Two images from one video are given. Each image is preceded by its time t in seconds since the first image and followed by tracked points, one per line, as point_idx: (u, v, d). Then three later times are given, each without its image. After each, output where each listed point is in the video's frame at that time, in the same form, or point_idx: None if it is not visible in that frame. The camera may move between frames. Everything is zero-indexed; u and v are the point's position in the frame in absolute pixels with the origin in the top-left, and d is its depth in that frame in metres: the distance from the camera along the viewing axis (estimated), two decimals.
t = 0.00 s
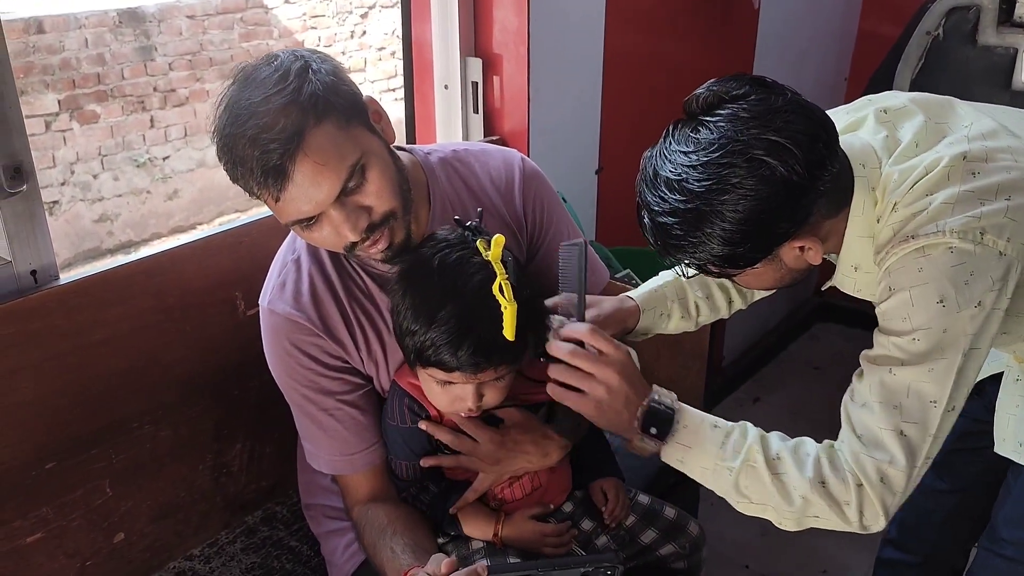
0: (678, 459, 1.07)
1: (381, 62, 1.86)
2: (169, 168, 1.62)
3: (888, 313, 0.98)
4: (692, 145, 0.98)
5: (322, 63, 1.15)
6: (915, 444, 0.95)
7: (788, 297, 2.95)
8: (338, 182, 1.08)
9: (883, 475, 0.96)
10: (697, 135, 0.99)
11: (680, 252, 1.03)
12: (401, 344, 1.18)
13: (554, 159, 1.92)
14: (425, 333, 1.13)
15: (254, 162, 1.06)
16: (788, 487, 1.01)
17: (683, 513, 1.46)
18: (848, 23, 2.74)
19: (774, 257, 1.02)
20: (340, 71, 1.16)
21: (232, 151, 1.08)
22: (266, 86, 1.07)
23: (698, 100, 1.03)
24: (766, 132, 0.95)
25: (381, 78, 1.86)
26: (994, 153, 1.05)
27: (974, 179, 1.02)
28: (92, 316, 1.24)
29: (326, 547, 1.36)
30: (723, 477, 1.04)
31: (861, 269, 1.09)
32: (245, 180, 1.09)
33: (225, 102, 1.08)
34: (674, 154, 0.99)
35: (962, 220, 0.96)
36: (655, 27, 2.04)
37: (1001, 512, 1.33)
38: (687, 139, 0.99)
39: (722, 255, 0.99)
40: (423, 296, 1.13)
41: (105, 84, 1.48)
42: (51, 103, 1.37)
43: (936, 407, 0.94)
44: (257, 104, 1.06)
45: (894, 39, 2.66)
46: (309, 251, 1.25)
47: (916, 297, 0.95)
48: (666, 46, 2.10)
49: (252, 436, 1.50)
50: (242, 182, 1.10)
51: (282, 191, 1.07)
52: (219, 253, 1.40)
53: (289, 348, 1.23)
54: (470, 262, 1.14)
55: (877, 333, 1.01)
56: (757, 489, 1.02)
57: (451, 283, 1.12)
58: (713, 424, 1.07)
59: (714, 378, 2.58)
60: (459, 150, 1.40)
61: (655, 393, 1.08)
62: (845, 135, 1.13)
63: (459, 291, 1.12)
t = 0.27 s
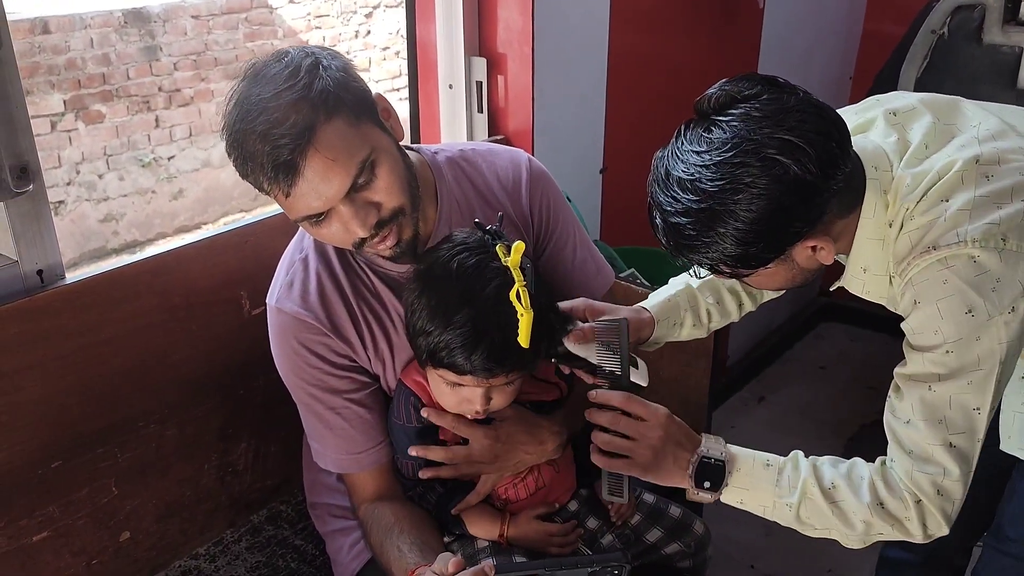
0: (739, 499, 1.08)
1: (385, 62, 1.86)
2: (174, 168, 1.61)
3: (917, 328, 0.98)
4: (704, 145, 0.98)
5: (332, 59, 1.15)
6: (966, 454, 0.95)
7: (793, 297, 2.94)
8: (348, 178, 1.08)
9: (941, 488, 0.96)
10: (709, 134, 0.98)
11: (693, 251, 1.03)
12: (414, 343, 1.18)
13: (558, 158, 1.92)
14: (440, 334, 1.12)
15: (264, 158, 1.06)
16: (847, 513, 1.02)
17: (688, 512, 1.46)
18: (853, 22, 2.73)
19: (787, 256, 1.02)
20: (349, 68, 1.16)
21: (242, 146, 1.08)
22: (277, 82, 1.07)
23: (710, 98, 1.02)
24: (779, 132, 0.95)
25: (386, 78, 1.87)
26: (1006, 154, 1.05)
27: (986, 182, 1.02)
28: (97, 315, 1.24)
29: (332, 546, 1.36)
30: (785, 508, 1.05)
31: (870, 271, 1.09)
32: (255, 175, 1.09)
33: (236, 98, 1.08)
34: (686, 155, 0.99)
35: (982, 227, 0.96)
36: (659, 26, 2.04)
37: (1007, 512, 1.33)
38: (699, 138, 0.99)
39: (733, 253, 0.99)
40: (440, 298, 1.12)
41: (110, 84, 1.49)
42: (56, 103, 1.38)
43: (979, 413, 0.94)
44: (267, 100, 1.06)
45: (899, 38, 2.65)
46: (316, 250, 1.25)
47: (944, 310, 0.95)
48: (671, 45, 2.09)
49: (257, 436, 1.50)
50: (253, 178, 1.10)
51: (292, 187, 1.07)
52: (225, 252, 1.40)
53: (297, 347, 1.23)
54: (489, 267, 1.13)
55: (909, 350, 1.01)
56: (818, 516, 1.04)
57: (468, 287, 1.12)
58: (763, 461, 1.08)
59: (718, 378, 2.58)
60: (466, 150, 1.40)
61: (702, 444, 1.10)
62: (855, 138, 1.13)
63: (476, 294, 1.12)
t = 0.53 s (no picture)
0: (734, 469, 1.08)
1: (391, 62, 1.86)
2: (181, 170, 1.65)
3: (926, 306, 0.97)
4: (717, 120, 0.98)
5: (338, 60, 1.15)
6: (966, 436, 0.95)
7: (800, 295, 2.94)
8: (355, 179, 1.08)
9: (937, 470, 0.96)
10: (721, 109, 0.98)
11: (705, 227, 1.03)
12: (427, 342, 1.17)
13: (564, 157, 1.92)
14: (456, 333, 1.11)
15: (271, 157, 1.06)
16: (841, 486, 1.01)
17: (695, 512, 1.45)
18: (859, 19, 2.72)
19: (798, 234, 1.02)
20: (356, 68, 1.16)
21: (248, 146, 1.07)
22: (283, 83, 1.07)
23: (723, 75, 1.02)
24: (791, 106, 0.94)
25: (391, 79, 1.86)
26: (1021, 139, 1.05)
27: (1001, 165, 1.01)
28: (103, 316, 1.24)
29: (339, 546, 1.36)
30: (779, 480, 1.05)
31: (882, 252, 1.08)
32: (262, 176, 1.09)
33: (243, 98, 1.08)
34: (699, 130, 0.99)
35: (997, 207, 0.96)
36: (665, 24, 2.04)
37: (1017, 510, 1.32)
38: (712, 113, 0.99)
39: (744, 229, 0.99)
40: (459, 298, 1.11)
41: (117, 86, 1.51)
42: (63, 105, 1.37)
43: (982, 396, 0.94)
44: (274, 100, 1.06)
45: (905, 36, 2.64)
46: (323, 250, 1.25)
47: (956, 288, 0.94)
48: (676, 43, 2.09)
49: (264, 436, 1.50)
50: (259, 179, 1.09)
51: (299, 187, 1.07)
52: (231, 253, 1.41)
53: (304, 347, 1.23)
54: (509, 268, 1.13)
55: (916, 329, 1.00)
56: (812, 491, 1.03)
57: (485, 288, 1.11)
58: (762, 432, 1.08)
59: (725, 377, 2.57)
60: (472, 150, 1.40)
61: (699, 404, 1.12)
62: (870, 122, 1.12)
63: (495, 296, 1.11)
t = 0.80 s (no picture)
0: (678, 431, 1.07)
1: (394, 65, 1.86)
2: (185, 172, 1.64)
3: (898, 289, 0.97)
4: (727, 100, 0.97)
5: (340, 64, 1.15)
6: (909, 419, 0.94)
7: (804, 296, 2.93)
8: (359, 184, 1.08)
9: (870, 446, 0.95)
10: (732, 90, 0.98)
11: (711, 209, 1.01)
12: (433, 341, 1.16)
13: (566, 158, 1.92)
14: (461, 330, 1.11)
15: (275, 163, 1.06)
16: (776, 452, 1.01)
17: (698, 512, 1.44)
18: (863, 18, 2.71)
19: (803, 216, 1.01)
20: (359, 72, 1.16)
21: (252, 150, 1.07)
22: (286, 87, 1.07)
23: (733, 60, 1.02)
24: (803, 86, 0.94)
25: (395, 81, 1.85)
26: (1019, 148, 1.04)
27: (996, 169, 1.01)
28: (105, 320, 1.25)
29: (341, 549, 1.36)
30: (719, 442, 1.04)
31: (872, 246, 1.08)
32: (266, 181, 1.08)
33: (246, 103, 1.08)
34: (709, 110, 0.98)
35: (984, 207, 0.96)
36: (666, 24, 2.04)
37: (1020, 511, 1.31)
38: (723, 94, 0.98)
39: (751, 210, 0.98)
40: (464, 295, 1.11)
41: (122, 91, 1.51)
42: (68, 109, 1.38)
43: (931, 382, 0.93)
44: (277, 105, 1.06)
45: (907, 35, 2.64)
46: (325, 254, 1.25)
47: (928, 276, 0.94)
48: (678, 43, 2.09)
49: (266, 439, 1.50)
50: (263, 183, 1.09)
51: (304, 192, 1.07)
52: (233, 256, 1.41)
53: (307, 351, 1.23)
54: (515, 266, 1.13)
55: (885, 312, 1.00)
56: (750, 456, 1.02)
57: (492, 286, 1.11)
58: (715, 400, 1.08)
59: (729, 378, 2.56)
60: (473, 152, 1.40)
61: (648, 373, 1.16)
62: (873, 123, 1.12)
63: (501, 294, 1.10)
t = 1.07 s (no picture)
0: (655, 452, 1.03)
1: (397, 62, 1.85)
2: (189, 171, 1.65)
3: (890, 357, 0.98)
4: (792, 113, 1.00)
5: (338, 62, 1.14)
6: (883, 481, 0.91)
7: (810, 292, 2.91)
8: (355, 183, 1.07)
9: (842, 501, 0.91)
10: (798, 105, 1.01)
11: (752, 216, 1.02)
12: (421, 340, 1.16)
13: (568, 154, 1.90)
14: (448, 330, 1.10)
15: (271, 162, 1.05)
16: (750, 492, 0.97)
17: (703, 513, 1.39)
18: (869, 11, 2.69)
19: (825, 242, 1.02)
20: (355, 71, 1.15)
21: (249, 149, 1.06)
22: (283, 86, 1.06)
23: (792, 83, 1.06)
24: (865, 115, 0.98)
25: (398, 78, 1.86)
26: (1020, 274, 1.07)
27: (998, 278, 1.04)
28: (105, 321, 1.24)
29: (344, 550, 1.35)
30: (695, 472, 1.00)
31: (862, 306, 1.09)
32: (262, 180, 1.08)
33: (243, 101, 1.07)
34: (772, 120, 1.01)
35: (984, 302, 0.99)
36: (669, 18, 2.02)
37: None
38: (785, 107, 1.02)
39: (790, 220, 0.99)
40: (450, 295, 1.10)
41: (126, 90, 1.52)
42: (72, 109, 1.38)
43: (909, 452, 0.92)
44: (273, 104, 1.05)
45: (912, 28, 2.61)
46: (324, 253, 1.25)
47: (922, 350, 0.96)
48: (681, 38, 2.07)
49: (269, 439, 1.50)
50: (259, 183, 1.08)
51: (301, 191, 1.06)
52: (235, 255, 1.41)
53: (306, 350, 1.22)
54: (503, 266, 1.11)
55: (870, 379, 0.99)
56: (723, 492, 0.98)
57: (480, 287, 1.09)
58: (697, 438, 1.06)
59: (734, 375, 2.55)
60: (473, 150, 1.39)
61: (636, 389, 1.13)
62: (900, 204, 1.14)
63: (489, 295, 1.09)
